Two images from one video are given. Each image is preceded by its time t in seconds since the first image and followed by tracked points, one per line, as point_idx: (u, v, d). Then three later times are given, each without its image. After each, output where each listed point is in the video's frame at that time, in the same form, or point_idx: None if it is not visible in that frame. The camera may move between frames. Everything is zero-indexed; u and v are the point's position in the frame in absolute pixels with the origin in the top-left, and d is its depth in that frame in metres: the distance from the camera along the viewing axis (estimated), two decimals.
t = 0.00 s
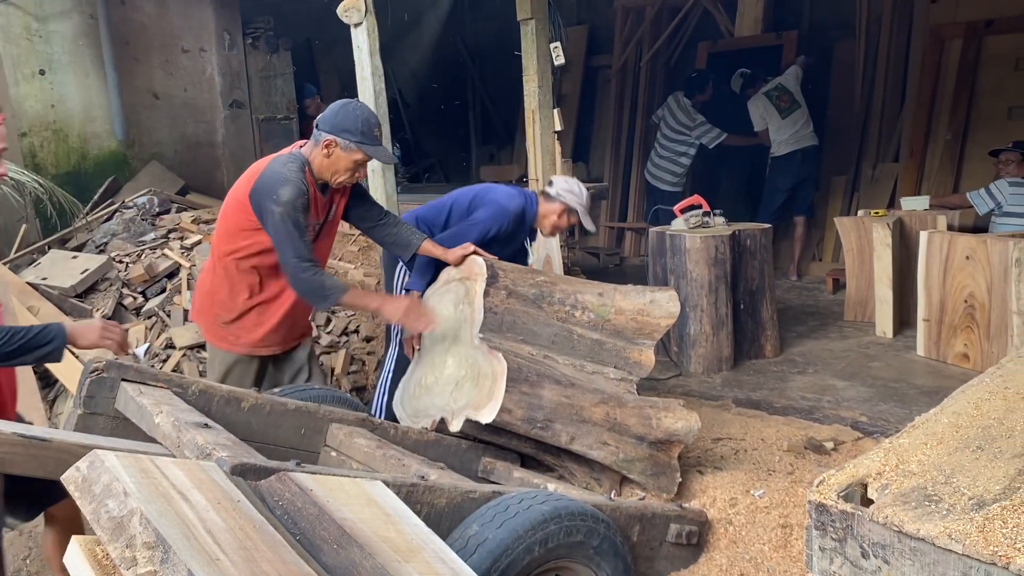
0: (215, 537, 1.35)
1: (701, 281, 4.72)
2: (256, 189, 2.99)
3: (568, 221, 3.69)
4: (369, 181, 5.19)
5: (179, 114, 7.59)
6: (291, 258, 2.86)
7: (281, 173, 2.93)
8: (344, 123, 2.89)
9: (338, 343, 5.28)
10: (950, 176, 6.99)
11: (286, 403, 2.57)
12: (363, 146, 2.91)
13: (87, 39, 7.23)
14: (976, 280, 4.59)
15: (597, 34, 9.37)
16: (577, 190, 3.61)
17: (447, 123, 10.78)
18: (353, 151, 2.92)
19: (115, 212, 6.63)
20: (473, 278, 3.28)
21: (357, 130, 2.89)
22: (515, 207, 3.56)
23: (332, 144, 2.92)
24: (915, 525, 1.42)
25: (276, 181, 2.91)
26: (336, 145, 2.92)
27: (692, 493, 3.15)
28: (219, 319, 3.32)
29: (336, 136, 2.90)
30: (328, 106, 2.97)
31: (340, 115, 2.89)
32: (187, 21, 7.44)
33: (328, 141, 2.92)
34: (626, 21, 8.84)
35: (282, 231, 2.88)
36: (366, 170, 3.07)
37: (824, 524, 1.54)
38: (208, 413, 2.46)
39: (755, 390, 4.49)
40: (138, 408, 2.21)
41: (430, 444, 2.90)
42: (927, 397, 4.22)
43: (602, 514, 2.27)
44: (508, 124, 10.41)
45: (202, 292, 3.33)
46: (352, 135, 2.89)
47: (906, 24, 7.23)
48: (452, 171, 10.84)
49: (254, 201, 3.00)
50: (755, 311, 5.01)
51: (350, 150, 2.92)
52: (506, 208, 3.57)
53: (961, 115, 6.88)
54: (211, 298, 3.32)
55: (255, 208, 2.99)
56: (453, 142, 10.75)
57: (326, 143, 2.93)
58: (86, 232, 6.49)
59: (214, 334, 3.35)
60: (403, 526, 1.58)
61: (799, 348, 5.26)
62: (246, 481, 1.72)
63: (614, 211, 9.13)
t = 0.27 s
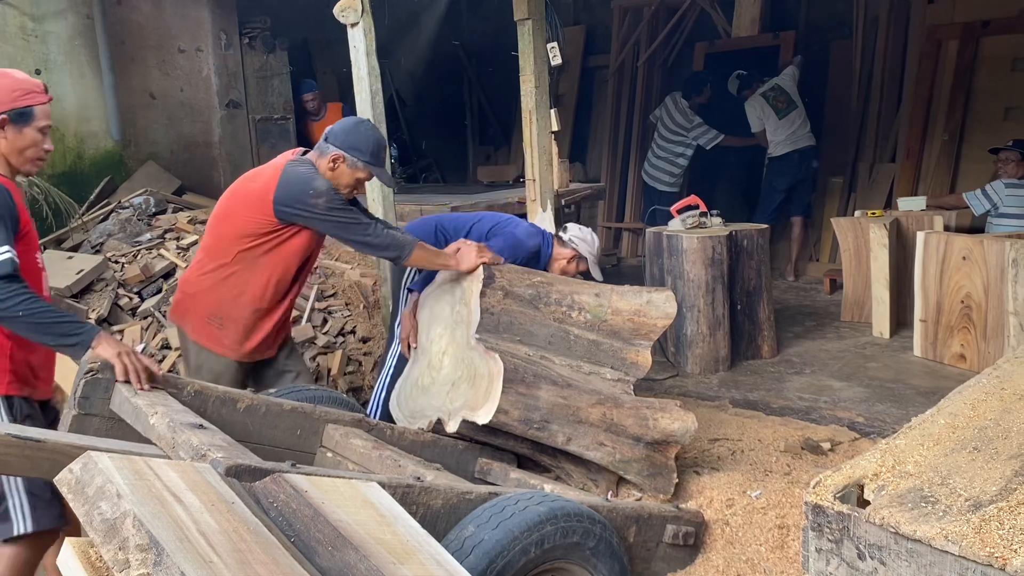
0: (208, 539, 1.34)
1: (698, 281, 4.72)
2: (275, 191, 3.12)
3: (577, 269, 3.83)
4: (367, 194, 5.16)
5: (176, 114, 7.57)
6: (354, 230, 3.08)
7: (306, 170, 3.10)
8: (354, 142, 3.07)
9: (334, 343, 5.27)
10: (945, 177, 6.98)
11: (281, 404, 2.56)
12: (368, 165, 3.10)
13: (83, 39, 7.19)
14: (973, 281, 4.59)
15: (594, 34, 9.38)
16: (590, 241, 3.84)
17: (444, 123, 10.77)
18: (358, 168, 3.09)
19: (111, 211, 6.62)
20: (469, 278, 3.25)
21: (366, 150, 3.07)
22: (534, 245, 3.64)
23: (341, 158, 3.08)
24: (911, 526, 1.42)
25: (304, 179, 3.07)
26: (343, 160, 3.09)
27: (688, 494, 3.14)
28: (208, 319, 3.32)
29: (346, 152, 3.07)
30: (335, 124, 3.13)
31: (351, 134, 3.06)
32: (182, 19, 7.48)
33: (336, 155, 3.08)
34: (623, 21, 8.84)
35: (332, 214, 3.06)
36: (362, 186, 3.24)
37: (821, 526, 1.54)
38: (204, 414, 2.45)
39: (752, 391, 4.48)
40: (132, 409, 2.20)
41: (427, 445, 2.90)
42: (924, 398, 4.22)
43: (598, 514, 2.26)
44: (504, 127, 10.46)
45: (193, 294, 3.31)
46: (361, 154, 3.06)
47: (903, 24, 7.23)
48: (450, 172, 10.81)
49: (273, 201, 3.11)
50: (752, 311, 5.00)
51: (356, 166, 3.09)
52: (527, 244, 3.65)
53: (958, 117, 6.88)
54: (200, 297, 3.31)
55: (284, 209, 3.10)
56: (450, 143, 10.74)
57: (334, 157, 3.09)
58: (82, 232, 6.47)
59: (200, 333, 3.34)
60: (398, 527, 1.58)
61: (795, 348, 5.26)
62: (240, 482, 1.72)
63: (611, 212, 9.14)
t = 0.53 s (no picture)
0: (200, 542, 1.33)
1: (694, 281, 4.72)
2: (281, 190, 3.12)
3: (577, 259, 3.91)
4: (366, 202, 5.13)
5: (172, 114, 7.55)
6: (355, 234, 3.08)
7: (314, 171, 3.12)
8: (367, 158, 3.14)
9: (330, 344, 5.27)
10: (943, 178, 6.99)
11: (277, 405, 2.56)
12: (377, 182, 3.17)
13: (78, 38, 7.16)
14: (969, 281, 4.59)
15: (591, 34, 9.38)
16: (590, 232, 3.89)
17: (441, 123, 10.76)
18: (366, 183, 3.16)
19: (107, 212, 6.61)
20: (464, 279, 3.25)
21: (377, 165, 3.15)
22: (533, 240, 3.63)
23: (351, 172, 3.14)
24: (906, 528, 1.41)
25: (313, 177, 3.08)
26: (353, 174, 3.15)
27: (685, 495, 3.14)
28: (209, 324, 3.28)
29: (358, 166, 3.13)
30: (348, 137, 3.19)
31: (366, 149, 3.14)
32: (179, 20, 7.45)
33: (347, 168, 3.14)
34: (620, 21, 8.84)
35: (337, 215, 3.07)
36: (366, 201, 3.30)
37: (817, 527, 1.53)
38: (199, 415, 2.44)
39: (749, 391, 4.48)
40: (126, 410, 2.19)
41: (422, 446, 2.90)
42: (920, 399, 4.22)
43: (594, 516, 2.25)
44: (501, 128, 10.47)
45: (193, 295, 3.28)
46: (373, 169, 3.14)
47: (900, 25, 7.23)
48: (448, 172, 10.80)
49: (279, 201, 3.12)
50: (750, 312, 5.00)
51: (366, 180, 3.15)
52: (526, 239, 3.64)
53: (954, 118, 6.88)
54: (200, 303, 3.28)
55: (289, 207, 3.10)
56: (447, 143, 10.73)
57: (345, 169, 3.14)
58: (78, 232, 6.46)
59: (201, 339, 3.29)
60: (391, 529, 1.57)
61: (792, 349, 5.26)
62: (233, 484, 1.71)
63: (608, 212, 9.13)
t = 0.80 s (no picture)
0: (197, 544, 1.33)
1: (692, 282, 4.73)
2: (281, 191, 3.12)
3: (574, 247, 3.89)
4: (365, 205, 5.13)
5: (170, 116, 7.52)
6: (353, 234, 3.07)
7: (315, 172, 3.12)
8: (369, 162, 3.15)
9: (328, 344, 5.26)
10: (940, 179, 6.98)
11: (274, 406, 2.56)
12: (378, 187, 3.18)
13: (76, 39, 7.28)
14: (967, 282, 4.59)
15: (590, 35, 9.37)
16: (586, 219, 3.85)
17: (439, 124, 10.77)
18: (367, 186, 3.15)
19: (105, 212, 6.61)
20: (464, 279, 3.22)
21: (378, 168, 3.15)
22: (529, 234, 3.64)
23: (352, 174, 3.14)
24: (904, 530, 1.41)
25: (311, 177, 3.09)
26: (355, 177, 3.15)
27: (683, 496, 3.14)
28: (211, 327, 3.29)
29: (359, 169, 3.14)
30: (350, 140, 3.20)
31: (368, 151, 3.14)
32: (178, 21, 7.38)
33: (349, 170, 3.14)
34: (619, 22, 8.84)
35: (335, 215, 3.07)
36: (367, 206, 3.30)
37: (814, 529, 1.53)
38: (196, 417, 2.44)
39: (747, 392, 4.48)
40: (123, 413, 2.19)
41: (420, 447, 2.89)
42: (918, 399, 4.22)
43: (592, 517, 2.25)
44: (500, 128, 10.49)
45: (194, 299, 3.29)
46: (374, 173, 3.15)
47: (898, 25, 7.24)
48: (446, 173, 10.81)
49: (278, 201, 3.12)
50: (748, 313, 5.00)
51: (366, 183, 3.15)
52: (522, 234, 3.66)
53: (952, 118, 6.89)
54: (201, 307, 3.29)
55: (288, 207, 3.10)
56: (445, 144, 10.75)
57: (346, 171, 3.14)
58: (76, 233, 6.47)
59: (204, 342, 3.31)
60: (389, 531, 1.57)
61: (790, 349, 5.27)
62: (230, 486, 1.70)
63: (607, 213, 9.14)
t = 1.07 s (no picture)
0: (193, 548, 1.32)
1: (690, 283, 4.73)
2: (285, 193, 3.12)
3: (571, 238, 3.91)
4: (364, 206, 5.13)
5: (168, 116, 7.52)
6: (359, 235, 3.05)
7: (317, 174, 3.11)
8: (372, 160, 3.13)
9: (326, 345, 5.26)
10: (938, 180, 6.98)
11: (270, 409, 2.56)
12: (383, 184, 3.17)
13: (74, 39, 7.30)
14: (964, 283, 4.59)
15: (588, 36, 9.38)
16: (581, 208, 3.88)
17: (437, 125, 10.78)
18: (371, 185, 3.14)
19: (103, 213, 6.61)
20: (469, 276, 3.22)
21: (382, 167, 3.14)
22: (526, 227, 3.63)
23: (357, 174, 3.13)
24: (901, 532, 1.41)
25: (315, 180, 3.08)
26: (359, 176, 3.13)
27: (681, 498, 3.14)
28: (217, 330, 3.29)
29: (362, 168, 3.12)
30: (352, 139, 3.18)
31: (370, 150, 3.14)
32: (176, 21, 7.39)
33: (352, 170, 3.13)
34: (617, 22, 8.85)
35: (340, 215, 3.06)
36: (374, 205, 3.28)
37: (811, 531, 1.53)
38: (191, 421, 2.44)
39: (745, 393, 4.48)
40: (117, 419, 2.18)
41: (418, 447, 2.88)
42: (916, 401, 4.22)
43: (590, 519, 2.25)
44: (499, 129, 10.49)
45: (200, 302, 3.29)
46: (377, 170, 3.13)
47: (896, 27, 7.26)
48: (444, 174, 10.82)
49: (283, 201, 3.12)
50: (745, 314, 5.00)
51: (371, 182, 3.14)
52: (520, 227, 3.66)
53: (950, 119, 6.89)
54: (207, 310, 3.28)
55: (293, 207, 3.10)
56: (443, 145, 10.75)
57: (350, 172, 3.13)
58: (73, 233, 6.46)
59: (210, 346, 3.30)
60: (386, 534, 1.56)
61: (788, 351, 5.26)
62: (226, 488, 1.70)
63: (604, 214, 9.14)
